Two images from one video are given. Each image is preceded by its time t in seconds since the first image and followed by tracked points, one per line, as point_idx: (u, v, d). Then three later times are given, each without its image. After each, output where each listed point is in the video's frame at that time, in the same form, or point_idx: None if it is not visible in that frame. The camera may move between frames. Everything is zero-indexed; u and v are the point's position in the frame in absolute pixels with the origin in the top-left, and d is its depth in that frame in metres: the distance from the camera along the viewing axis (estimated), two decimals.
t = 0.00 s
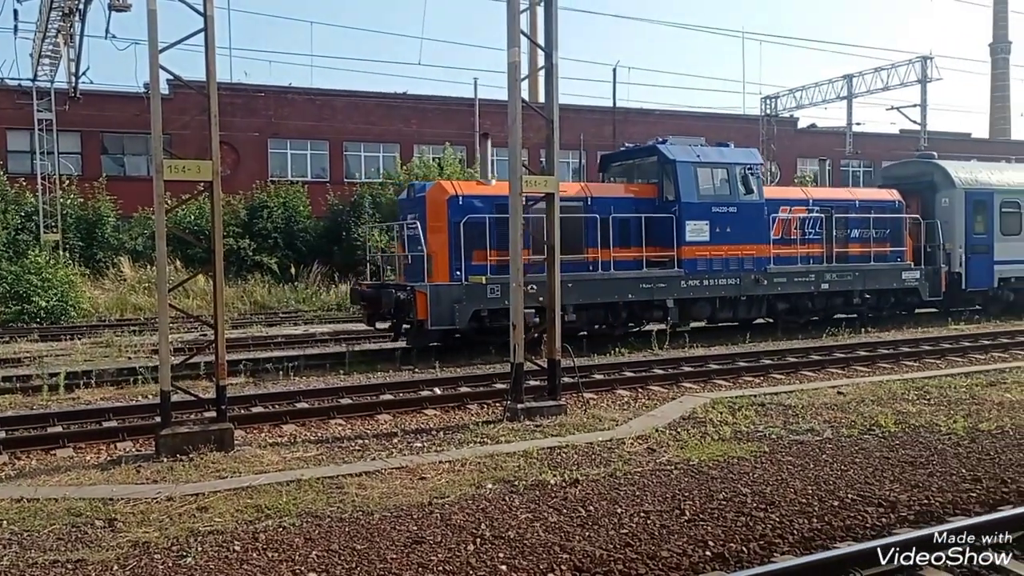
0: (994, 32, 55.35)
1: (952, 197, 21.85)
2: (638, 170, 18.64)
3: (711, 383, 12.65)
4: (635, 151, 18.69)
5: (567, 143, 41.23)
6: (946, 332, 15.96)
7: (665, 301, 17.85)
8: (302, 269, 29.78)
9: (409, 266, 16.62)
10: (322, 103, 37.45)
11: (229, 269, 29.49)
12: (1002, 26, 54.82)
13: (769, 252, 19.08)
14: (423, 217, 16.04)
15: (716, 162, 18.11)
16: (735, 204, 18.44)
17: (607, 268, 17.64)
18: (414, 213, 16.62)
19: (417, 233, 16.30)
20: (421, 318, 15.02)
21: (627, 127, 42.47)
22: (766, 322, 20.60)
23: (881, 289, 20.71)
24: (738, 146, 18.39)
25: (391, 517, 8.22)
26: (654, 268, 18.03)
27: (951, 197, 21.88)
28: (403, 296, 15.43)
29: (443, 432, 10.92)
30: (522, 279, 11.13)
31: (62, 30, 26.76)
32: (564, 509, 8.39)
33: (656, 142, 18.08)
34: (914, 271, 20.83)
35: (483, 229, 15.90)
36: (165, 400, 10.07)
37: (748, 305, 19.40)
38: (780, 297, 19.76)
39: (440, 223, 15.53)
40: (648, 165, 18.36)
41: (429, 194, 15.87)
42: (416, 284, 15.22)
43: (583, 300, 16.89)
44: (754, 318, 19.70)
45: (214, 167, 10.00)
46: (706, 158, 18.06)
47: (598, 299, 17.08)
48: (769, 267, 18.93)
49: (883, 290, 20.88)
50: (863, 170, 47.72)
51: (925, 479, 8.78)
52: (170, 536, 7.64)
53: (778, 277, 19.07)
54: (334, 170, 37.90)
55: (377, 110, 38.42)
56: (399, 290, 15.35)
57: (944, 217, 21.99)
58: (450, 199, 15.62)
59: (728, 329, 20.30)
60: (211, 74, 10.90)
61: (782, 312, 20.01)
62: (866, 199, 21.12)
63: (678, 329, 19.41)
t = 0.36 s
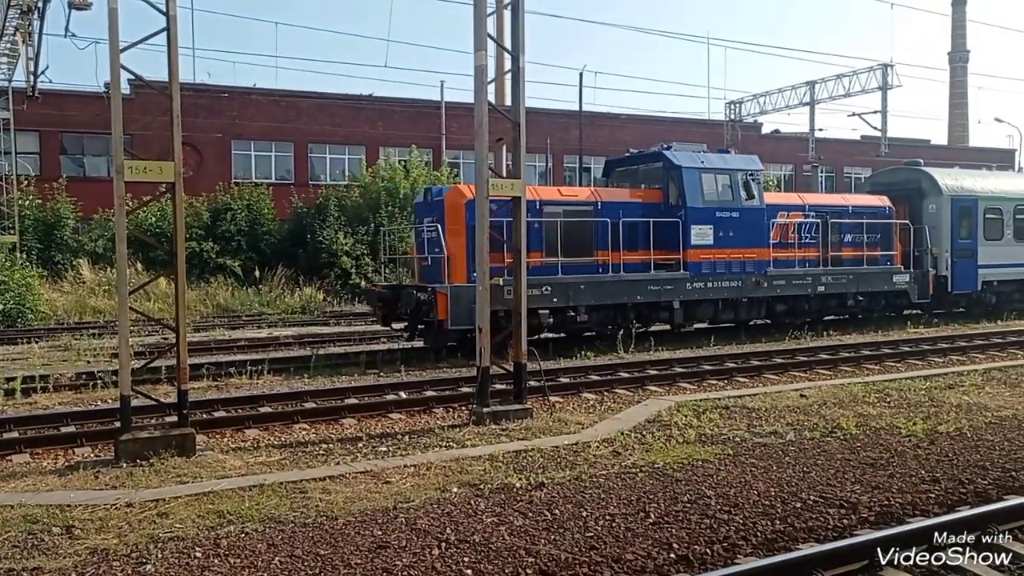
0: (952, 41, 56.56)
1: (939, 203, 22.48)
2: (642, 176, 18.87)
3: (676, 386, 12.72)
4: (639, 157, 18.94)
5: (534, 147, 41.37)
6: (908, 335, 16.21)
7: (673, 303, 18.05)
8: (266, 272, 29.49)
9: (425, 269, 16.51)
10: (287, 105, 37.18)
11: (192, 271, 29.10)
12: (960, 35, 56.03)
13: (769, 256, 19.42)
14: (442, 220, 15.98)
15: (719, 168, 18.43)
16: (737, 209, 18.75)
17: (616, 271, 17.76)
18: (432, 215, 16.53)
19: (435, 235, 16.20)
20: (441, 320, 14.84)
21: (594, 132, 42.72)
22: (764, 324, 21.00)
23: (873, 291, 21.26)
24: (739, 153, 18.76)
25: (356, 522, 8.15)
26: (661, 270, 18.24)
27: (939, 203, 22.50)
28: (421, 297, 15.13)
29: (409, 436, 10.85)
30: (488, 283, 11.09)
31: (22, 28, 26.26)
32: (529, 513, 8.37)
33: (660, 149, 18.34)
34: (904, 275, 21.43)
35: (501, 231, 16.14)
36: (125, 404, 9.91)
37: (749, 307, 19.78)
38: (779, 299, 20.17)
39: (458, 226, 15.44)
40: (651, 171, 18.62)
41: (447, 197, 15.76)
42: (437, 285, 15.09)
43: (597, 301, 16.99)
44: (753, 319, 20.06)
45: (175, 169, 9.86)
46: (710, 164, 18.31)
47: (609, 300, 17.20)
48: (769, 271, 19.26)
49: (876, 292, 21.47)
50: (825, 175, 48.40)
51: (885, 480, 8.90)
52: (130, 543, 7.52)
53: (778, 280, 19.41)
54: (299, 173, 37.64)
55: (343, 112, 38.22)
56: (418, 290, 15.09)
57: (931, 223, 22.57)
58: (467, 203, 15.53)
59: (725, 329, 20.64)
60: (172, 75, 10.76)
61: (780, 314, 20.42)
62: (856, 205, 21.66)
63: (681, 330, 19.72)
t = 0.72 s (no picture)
0: (924, 45, 57.25)
1: (934, 206, 23.00)
2: (653, 179, 19.37)
3: (652, 387, 12.76)
4: (649, 160, 19.43)
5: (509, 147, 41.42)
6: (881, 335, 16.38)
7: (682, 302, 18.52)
8: (240, 272, 29.27)
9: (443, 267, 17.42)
10: (261, 103, 36.92)
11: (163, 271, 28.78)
12: (932, 39, 56.72)
13: (774, 257, 19.90)
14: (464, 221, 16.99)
15: (727, 171, 18.91)
16: (744, 211, 19.22)
17: (630, 271, 18.18)
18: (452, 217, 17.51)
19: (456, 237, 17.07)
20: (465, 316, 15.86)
21: (570, 133, 42.85)
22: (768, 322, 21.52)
23: (871, 292, 21.77)
24: (746, 157, 19.25)
25: (330, 524, 8.09)
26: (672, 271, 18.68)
27: (933, 207, 22.95)
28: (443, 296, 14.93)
29: (384, 437, 10.80)
30: (464, 284, 11.06)
31: None
32: (505, 514, 8.34)
33: (671, 152, 18.81)
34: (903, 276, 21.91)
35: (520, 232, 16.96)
36: (96, 406, 9.77)
37: (754, 306, 20.31)
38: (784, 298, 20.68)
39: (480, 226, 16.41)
40: (662, 174, 19.08)
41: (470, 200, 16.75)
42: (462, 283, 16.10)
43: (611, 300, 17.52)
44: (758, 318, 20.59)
45: (148, 168, 9.71)
46: (718, 167, 18.80)
47: (622, 300, 17.70)
48: (775, 271, 19.74)
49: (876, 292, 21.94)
50: (799, 177, 48.79)
51: (858, 480, 8.97)
52: (100, 546, 7.41)
53: (782, 280, 19.88)
54: (273, 172, 37.35)
55: (318, 111, 37.98)
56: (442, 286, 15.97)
57: (926, 226, 23.04)
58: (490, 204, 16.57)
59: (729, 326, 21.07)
60: (144, 73, 10.63)
61: (784, 313, 20.92)
62: (857, 207, 22.17)
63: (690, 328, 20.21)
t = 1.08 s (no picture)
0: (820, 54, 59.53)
1: (852, 211, 24.22)
2: (594, 182, 19.80)
3: (560, 387, 12.84)
4: (591, 165, 19.92)
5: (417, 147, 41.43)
6: (783, 335, 16.91)
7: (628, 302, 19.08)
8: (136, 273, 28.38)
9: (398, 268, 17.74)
10: (159, 99, 35.75)
11: (54, 272, 27.59)
12: (827, 49, 59.02)
13: (709, 258, 20.65)
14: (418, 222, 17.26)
15: (667, 176, 19.69)
16: (682, 214, 20.00)
17: (578, 271, 18.57)
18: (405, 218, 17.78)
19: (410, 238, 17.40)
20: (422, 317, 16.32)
21: (478, 133, 43.05)
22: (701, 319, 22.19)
23: (796, 292, 22.68)
24: (681, 163, 20.09)
25: (232, 532, 7.84)
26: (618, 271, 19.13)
27: (851, 211, 24.23)
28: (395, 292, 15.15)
29: (288, 442, 10.56)
30: (371, 285, 10.93)
31: None
32: (413, 517, 8.23)
33: (613, 157, 19.39)
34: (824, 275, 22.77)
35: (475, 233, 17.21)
36: None
37: (690, 306, 20.95)
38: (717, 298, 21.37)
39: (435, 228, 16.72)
40: (604, 178, 19.60)
41: (424, 201, 17.08)
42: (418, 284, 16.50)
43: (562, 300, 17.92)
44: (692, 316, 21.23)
45: (36, 163, 9.23)
46: (658, 173, 19.55)
47: (572, 299, 18.16)
48: (710, 271, 20.48)
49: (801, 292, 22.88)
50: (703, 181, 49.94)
51: (758, 475, 9.20)
52: None
53: (717, 280, 20.58)
54: (172, 170, 36.33)
55: (218, 108, 37.01)
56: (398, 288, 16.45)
57: (845, 229, 24.27)
58: (444, 205, 16.85)
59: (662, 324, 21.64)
60: (33, 64, 10.14)
61: (717, 312, 21.60)
62: (781, 212, 23.09)
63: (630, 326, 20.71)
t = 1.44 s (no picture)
0: (738, 60, 60.88)
1: (788, 214, 24.90)
2: (550, 184, 20.15)
3: (484, 387, 12.82)
4: (547, 168, 20.28)
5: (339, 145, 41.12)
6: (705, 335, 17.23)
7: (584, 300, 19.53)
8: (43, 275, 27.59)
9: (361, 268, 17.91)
10: (68, 94, 34.66)
11: None
12: (744, 55, 60.44)
13: (659, 258, 21.20)
14: (383, 222, 17.46)
15: (620, 179, 20.18)
16: (634, 216, 20.52)
17: (536, 271, 18.92)
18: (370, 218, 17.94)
19: (375, 238, 17.57)
20: (390, 315, 16.57)
21: (403, 133, 42.96)
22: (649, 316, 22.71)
23: (739, 291, 23.39)
24: (633, 166, 20.62)
25: (145, 540, 7.57)
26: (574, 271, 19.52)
27: (788, 215, 24.90)
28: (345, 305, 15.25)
29: (204, 447, 10.29)
30: (291, 285, 10.74)
31: None
32: (334, 521, 8.07)
33: (568, 160, 19.78)
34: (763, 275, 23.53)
35: (440, 234, 17.46)
36: None
37: (641, 304, 21.43)
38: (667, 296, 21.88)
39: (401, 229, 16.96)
40: (560, 181, 19.97)
41: (391, 201, 17.26)
42: (384, 283, 16.73)
43: (522, 299, 18.31)
44: (642, 314, 21.70)
45: None
46: (612, 176, 20.04)
47: (532, 299, 18.54)
48: (660, 271, 21.03)
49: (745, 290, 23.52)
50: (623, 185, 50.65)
51: (678, 473, 9.33)
52: None
53: (667, 280, 21.14)
54: (82, 167, 35.21)
55: (131, 103, 36.03)
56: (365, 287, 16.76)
57: (781, 232, 24.94)
58: (410, 206, 17.09)
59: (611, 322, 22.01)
60: None
61: (666, 310, 22.15)
62: (724, 213, 23.82)
63: (583, 323, 21.10)
